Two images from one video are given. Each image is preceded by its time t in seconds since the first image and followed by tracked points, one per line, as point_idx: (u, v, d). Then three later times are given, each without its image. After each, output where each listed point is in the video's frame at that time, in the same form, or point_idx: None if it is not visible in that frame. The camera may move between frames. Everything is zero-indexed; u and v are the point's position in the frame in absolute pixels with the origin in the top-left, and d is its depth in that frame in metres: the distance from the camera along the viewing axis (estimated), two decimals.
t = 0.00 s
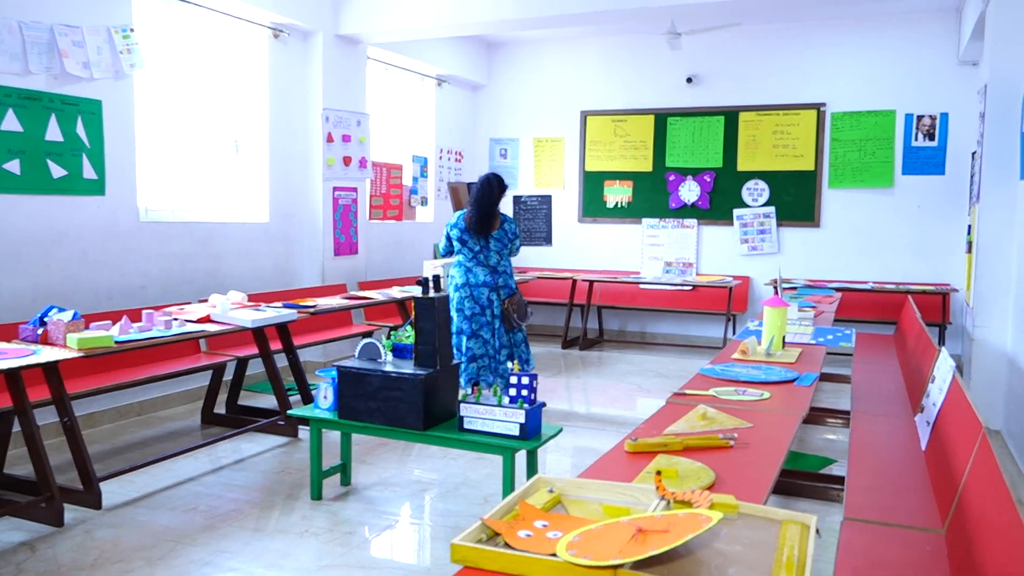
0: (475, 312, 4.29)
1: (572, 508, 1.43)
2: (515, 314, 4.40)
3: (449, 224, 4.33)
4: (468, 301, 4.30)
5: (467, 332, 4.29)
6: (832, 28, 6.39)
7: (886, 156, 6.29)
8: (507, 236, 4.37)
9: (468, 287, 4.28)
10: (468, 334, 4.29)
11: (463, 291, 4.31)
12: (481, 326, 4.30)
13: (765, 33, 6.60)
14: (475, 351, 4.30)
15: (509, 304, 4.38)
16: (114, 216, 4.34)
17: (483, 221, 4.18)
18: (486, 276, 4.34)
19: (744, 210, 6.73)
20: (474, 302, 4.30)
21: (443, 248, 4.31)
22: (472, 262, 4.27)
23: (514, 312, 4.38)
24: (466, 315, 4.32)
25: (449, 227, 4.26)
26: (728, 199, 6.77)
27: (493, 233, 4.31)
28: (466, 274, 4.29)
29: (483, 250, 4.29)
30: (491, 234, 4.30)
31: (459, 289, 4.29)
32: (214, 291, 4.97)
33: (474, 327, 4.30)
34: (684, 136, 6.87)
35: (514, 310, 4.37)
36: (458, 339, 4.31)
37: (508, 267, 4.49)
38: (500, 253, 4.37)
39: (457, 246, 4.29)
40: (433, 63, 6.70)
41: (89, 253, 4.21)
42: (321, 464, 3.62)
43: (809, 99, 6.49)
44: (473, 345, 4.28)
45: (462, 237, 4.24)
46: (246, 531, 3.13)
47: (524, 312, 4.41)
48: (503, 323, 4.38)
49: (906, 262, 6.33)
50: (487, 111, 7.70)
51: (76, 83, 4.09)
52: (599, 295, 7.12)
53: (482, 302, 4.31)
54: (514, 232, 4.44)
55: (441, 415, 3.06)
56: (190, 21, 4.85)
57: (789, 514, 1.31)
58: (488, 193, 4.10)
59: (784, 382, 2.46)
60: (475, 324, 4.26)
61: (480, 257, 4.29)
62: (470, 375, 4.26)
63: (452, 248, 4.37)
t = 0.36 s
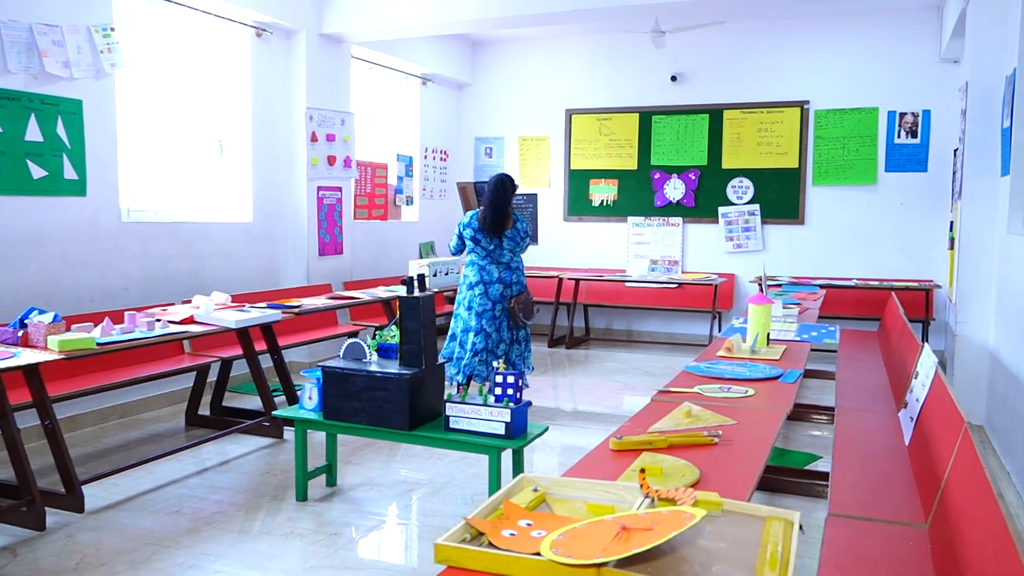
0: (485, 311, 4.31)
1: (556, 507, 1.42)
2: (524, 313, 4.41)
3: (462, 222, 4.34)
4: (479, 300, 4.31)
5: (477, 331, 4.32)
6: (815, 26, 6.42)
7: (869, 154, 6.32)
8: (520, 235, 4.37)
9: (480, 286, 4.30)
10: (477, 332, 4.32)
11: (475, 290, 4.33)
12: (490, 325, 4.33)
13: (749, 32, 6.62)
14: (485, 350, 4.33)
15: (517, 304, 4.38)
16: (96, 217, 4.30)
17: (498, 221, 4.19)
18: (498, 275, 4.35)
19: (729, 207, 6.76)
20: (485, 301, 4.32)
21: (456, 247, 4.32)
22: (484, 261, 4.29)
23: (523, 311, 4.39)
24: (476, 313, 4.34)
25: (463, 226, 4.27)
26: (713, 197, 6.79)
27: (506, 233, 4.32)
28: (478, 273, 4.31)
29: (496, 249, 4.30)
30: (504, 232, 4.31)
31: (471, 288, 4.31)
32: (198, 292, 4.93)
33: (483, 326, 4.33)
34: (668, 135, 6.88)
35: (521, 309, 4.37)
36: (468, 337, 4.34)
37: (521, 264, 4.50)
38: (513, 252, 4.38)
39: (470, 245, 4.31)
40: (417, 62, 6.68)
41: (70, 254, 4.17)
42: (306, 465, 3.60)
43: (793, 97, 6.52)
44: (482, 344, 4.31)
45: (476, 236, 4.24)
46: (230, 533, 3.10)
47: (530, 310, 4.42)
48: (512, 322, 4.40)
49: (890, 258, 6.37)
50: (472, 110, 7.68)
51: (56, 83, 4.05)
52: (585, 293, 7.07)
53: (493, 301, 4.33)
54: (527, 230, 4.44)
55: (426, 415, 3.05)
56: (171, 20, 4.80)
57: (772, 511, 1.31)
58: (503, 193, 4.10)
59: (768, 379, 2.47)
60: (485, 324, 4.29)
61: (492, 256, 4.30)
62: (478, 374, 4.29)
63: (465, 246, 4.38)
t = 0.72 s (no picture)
0: (494, 305, 4.66)
1: (539, 508, 1.41)
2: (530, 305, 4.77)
3: (469, 220, 4.66)
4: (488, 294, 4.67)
5: (487, 324, 4.68)
6: (799, 25, 6.44)
7: (854, 152, 6.35)
8: (525, 231, 4.69)
9: (488, 281, 4.65)
10: (488, 325, 4.69)
11: (483, 284, 4.68)
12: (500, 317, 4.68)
13: (734, 30, 6.63)
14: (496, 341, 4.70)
15: (525, 297, 4.76)
16: (77, 217, 4.25)
17: (504, 219, 4.52)
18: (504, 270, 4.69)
19: (714, 206, 6.77)
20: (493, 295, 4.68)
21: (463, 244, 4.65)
22: (491, 258, 4.63)
23: (530, 304, 4.74)
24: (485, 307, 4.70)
25: (470, 224, 4.61)
26: (698, 195, 6.80)
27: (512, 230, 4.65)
28: (485, 268, 4.65)
29: (502, 246, 4.63)
30: (509, 229, 4.63)
31: (480, 283, 4.67)
32: (181, 293, 4.89)
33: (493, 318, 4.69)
34: (653, 134, 6.89)
35: (529, 303, 4.74)
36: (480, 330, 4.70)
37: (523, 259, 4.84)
38: (519, 248, 4.72)
39: (477, 242, 4.64)
40: (401, 61, 6.65)
41: (51, 255, 4.12)
42: (291, 466, 3.57)
43: (777, 95, 6.54)
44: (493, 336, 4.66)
45: (483, 233, 4.58)
46: (214, 536, 3.07)
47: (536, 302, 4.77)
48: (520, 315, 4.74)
49: (874, 256, 6.40)
50: (458, 109, 7.66)
51: (36, 81, 4.00)
52: (571, 292, 7.12)
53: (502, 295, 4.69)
54: (530, 226, 4.75)
55: (411, 415, 3.03)
56: (152, 19, 4.76)
57: (756, 510, 1.30)
58: (508, 193, 4.44)
59: (753, 377, 2.47)
60: (495, 317, 4.63)
61: (500, 253, 4.64)
62: (492, 364, 4.65)
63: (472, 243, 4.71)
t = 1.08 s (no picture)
0: (493, 305, 4.69)
1: (522, 515, 1.38)
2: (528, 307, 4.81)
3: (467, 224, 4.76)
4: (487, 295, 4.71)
5: (488, 324, 4.70)
6: (790, 26, 6.43)
7: (845, 153, 6.34)
8: (520, 235, 4.80)
9: (487, 283, 4.70)
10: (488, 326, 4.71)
11: (480, 286, 4.73)
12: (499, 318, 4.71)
13: (725, 31, 6.62)
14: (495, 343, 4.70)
15: (520, 299, 4.78)
16: (62, 220, 4.21)
17: (500, 222, 4.61)
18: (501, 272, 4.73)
19: (706, 207, 6.76)
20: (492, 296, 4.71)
21: (461, 247, 4.73)
22: (489, 260, 4.69)
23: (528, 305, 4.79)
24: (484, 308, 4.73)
25: (468, 227, 4.70)
26: (690, 197, 6.79)
27: (507, 234, 4.74)
28: (482, 270, 4.70)
29: (499, 249, 4.72)
30: (506, 233, 4.74)
31: (478, 285, 4.72)
32: (169, 296, 4.85)
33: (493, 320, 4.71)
34: (645, 135, 6.88)
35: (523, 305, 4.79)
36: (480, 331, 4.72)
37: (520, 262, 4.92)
38: (514, 251, 4.80)
39: (475, 245, 4.72)
40: (392, 62, 6.62)
41: (36, 258, 4.07)
42: (278, 471, 3.54)
43: (769, 96, 6.53)
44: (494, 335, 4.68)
45: (481, 236, 4.67)
46: (200, 542, 3.04)
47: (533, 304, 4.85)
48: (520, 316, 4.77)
49: (866, 257, 6.39)
50: (449, 110, 7.63)
51: (20, 83, 3.96)
52: (563, 294, 7.10)
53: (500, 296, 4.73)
54: (526, 231, 4.86)
55: (399, 419, 3.00)
56: (139, 20, 4.72)
57: (741, 517, 1.28)
58: (505, 196, 4.55)
59: (743, 380, 2.45)
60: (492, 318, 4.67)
61: (497, 255, 4.71)
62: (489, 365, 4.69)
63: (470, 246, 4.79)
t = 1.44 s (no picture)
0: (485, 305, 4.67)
1: (500, 523, 1.35)
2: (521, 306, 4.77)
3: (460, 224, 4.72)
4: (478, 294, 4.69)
5: (478, 322, 4.70)
6: (784, 27, 6.41)
7: (839, 154, 6.32)
8: (512, 235, 4.74)
9: (478, 282, 4.67)
10: (478, 324, 4.71)
11: (473, 286, 4.70)
12: (490, 317, 4.69)
13: (719, 32, 6.60)
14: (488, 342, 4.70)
15: (515, 297, 4.73)
16: (49, 222, 4.16)
17: (492, 221, 4.56)
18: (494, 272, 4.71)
19: (700, 209, 6.73)
20: (484, 296, 4.69)
21: (454, 247, 4.70)
22: (481, 259, 4.66)
23: (522, 303, 4.74)
24: (475, 307, 4.71)
25: (461, 228, 4.67)
26: (684, 198, 6.76)
27: (500, 233, 4.69)
28: (475, 270, 4.67)
29: (492, 249, 4.67)
30: (498, 233, 4.68)
31: (470, 284, 4.70)
32: (158, 298, 4.80)
33: (484, 318, 4.70)
34: (639, 136, 6.85)
35: (520, 302, 4.73)
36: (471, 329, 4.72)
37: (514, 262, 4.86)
38: (506, 251, 4.75)
39: (468, 245, 4.68)
40: (384, 63, 6.58)
41: (22, 261, 4.03)
42: (266, 476, 3.49)
43: (763, 98, 6.50)
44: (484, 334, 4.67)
45: (473, 236, 4.63)
46: (184, 548, 3.00)
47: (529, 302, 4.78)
48: (512, 315, 4.73)
49: (861, 258, 6.36)
50: (442, 112, 7.60)
51: (6, 84, 3.92)
52: (557, 296, 7.07)
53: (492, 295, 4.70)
54: (519, 230, 4.79)
55: (386, 423, 2.96)
56: (128, 21, 4.68)
57: (724, 525, 1.24)
58: (497, 196, 4.49)
59: (733, 383, 2.41)
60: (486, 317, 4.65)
61: (489, 254, 4.67)
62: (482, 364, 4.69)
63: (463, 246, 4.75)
